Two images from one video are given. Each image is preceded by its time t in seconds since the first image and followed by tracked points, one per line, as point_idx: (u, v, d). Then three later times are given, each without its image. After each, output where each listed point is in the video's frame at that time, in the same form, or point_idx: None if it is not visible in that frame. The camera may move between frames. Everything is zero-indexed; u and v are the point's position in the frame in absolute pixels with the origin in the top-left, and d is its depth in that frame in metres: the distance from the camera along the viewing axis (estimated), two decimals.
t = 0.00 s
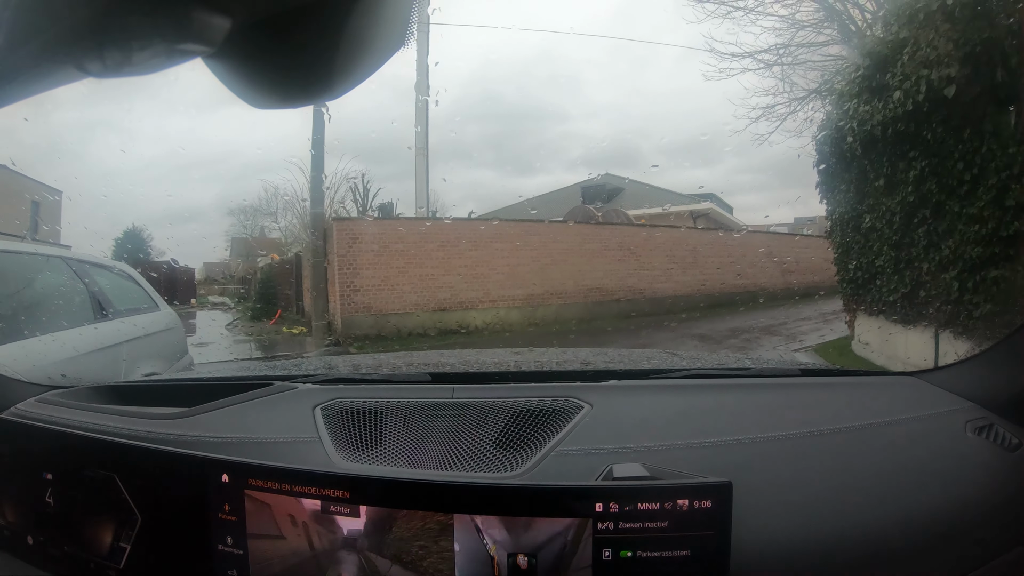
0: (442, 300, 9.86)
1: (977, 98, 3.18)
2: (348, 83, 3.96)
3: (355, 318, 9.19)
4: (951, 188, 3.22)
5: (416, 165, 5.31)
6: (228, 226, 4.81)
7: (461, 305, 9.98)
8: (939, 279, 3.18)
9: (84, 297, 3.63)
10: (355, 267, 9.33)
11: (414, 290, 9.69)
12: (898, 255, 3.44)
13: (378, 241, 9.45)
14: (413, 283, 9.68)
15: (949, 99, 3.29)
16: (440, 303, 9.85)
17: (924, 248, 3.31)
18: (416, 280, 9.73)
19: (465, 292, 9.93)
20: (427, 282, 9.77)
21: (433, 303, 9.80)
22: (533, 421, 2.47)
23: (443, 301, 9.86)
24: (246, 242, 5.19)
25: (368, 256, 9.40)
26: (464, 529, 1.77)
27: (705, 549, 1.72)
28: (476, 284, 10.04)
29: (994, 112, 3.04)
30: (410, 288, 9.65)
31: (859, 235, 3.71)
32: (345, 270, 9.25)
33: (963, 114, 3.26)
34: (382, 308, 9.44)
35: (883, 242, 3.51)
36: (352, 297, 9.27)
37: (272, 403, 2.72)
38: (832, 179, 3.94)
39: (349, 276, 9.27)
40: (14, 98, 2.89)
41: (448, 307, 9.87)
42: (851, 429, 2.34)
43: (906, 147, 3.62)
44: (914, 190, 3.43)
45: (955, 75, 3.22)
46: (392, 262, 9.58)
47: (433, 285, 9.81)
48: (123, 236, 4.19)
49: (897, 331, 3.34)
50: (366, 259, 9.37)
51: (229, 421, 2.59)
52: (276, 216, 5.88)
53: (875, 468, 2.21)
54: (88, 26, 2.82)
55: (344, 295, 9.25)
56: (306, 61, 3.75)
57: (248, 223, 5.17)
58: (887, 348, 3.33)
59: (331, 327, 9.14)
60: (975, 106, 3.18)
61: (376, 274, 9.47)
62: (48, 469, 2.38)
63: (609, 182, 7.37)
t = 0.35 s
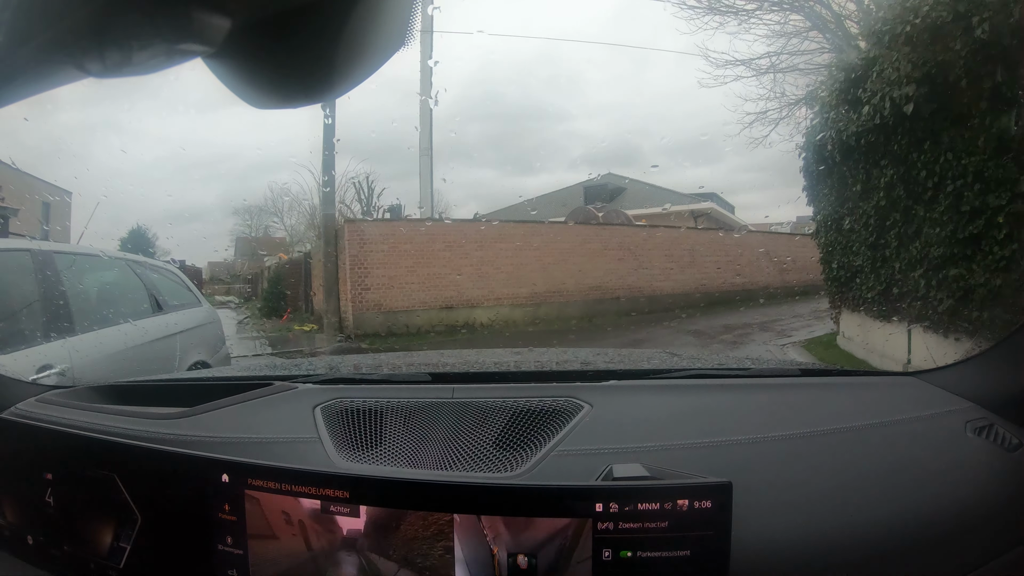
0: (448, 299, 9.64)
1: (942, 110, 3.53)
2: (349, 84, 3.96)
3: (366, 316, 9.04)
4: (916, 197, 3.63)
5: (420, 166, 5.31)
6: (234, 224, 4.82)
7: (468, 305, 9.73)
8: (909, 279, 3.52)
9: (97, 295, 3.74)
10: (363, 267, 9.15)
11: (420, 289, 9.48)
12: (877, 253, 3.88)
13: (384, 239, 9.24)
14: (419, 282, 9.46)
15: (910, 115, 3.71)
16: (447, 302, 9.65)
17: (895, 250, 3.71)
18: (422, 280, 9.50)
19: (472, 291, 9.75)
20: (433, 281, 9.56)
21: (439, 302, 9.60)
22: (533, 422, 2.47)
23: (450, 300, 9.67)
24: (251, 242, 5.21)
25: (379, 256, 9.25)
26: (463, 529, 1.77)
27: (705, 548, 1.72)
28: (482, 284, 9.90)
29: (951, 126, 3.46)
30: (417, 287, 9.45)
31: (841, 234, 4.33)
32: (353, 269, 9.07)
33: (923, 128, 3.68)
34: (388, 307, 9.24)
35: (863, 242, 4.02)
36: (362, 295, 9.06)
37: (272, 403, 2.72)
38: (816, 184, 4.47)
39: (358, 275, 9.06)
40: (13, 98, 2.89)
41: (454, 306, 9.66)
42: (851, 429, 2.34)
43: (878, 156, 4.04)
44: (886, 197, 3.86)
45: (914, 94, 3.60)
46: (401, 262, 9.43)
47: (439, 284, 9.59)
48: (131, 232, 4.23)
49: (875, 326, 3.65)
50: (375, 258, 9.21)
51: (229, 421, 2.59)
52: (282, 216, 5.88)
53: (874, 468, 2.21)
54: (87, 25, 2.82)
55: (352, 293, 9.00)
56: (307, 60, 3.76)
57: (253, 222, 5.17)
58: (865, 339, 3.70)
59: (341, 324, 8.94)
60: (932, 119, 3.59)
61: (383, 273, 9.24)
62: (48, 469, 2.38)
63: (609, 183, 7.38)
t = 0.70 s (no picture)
0: (456, 298, 9.97)
1: (905, 127, 3.71)
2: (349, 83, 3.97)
3: (378, 314, 9.33)
4: (890, 200, 3.60)
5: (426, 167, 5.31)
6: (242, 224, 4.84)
7: (475, 304, 10.06)
8: (887, 276, 3.47)
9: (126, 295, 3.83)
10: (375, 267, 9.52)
11: (429, 288, 9.81)
12: (858, 253, 3.79)
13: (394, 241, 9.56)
14: (429, 282, 9.82)
15: (879, 131, 3.81)
16: (455, 300, 10.00)
17: (873, 250, 3.65)
18: (431, 279, 9.83)
19: (479, 289, 10.02)
20: (443, 281, 9.91)
21: (448, 300, 9.95)
22: (533, 421, 2.47)
23: (458, 300, 10.00)
24: (257, 242, 5.23)
25: (389, 257, 9.57)
26: (464, 529, 1.77)
27: (706, 548, 1.72)
28: (489, 284, 10.13)
29: (915, 140, 3.60)
30: (426, 286, 9.78)
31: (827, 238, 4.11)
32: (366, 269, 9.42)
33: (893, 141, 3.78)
34: (401, 305, 9.60)
35: (844, 243, 3.90)
36: (373, 295, 9.43)
37: (272, 403, 2.72)
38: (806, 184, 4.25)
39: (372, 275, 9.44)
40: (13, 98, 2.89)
41: (462, 304, 10.01)
42: (850, 429, 2.34)
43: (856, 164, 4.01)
44: (863, 201, 3.76)
45: (880, 111, 3.75)
46: (411, 262, 9.74)
47: (447, 284, 9.92)
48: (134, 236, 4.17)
49: (859, 322, 3.70)
50: (386, 258, 9.53)
51: (229, 421, 2.59)
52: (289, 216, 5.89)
53: (873, 467, 2.21)
54: (88, 25, 2.82)
55: (366, 292, 9.37)
56: (308, 61, 3.76)
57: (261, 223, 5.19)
58: (850, 334, 3.73)
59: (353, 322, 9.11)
60: (898, 135, 3.73)
61: (395, 273, 9.55)
62: (48, 469, 2.38)
63: (610, 183, 7.39)
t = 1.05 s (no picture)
0: (465, 295, 10.36)
1: (878, 136, 3.79)
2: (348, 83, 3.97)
3: (388, 311, 9.36)
4: (868, 206, 3.72)
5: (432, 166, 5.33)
6: (245, 224, 4.85)
7: (482, 299, 10.42)
8: (867, 277, 3.60)
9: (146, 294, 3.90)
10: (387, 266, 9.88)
11: (441, 285, 10.25)
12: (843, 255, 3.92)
13: (409, 244, 10.04)
14: (441, 279, 10.28)
15: (853, 142, 3.95)
16: (463, 297, 10.34)
17: (853, 251, 3.81)
18: (443, 277, 10.33)
19: (485, 287, 10.39)
20: (452, 278, 10.27)
21: (457, 297, 10.31)
22: (533, 421, 2.47)
23: (466, 297, 10.31)
24: (260, 242, 5.22)
25: (401, 257, 10.06)
26: (464, 529, 1.77)
27: (706, 548, 1.72)
28: (497, 282, 10.48)
29: (887, 150, 3.69)
30: (437, 284, 10.24)
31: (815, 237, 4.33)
32: (378, 269, 9.80)
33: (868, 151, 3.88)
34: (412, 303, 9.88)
35: (831, 244, 4.07)
36: (385, 294, 9.70)
37: (272, 404, 2.72)
38: (797, 188, 4.46)
39: (385, 275, 9.81)
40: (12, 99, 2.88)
41: (470, 302, 10.30)
42: (848, 429, 2.34)
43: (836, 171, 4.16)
44: (845, 206, 3.93)
45: (854, 125, 3.89)
46: (422, 262, 10.19)
47: (457, 281, 10.34)
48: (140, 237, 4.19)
49: (843, 318, 3.77)
50: (400, 259, 10.03)
51: (229, 422, 2.59)
52: (300, 215, 5.88)
53: (873, 467, 2.21)
54: (87, 27, 2.81)
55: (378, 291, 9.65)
56: (308, 61, 3.75)
57: (265, 223, 5.21)
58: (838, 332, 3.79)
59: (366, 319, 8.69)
60: (872, 145, 3.84)
61: (408, 273, 10.07)
62: (48, 469, 2.38)
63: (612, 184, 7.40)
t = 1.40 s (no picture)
0: (472, 292, 10.90)
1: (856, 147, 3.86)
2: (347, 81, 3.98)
3: (398, 307, 9.69)
4: (848, 211, 3.75)
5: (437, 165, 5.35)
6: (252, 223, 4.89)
7: (486, 297, 10.99)
8: (850, 277, 3.69)
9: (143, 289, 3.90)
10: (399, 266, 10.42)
11: (451, 284, 10.77)
12: (828, 256, 3.94)
13: (416, 245, 10.49)
14: (450, 279, 10.78)
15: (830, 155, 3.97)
16: (471, 295, 10.87)
17: (840, 253, 3.82)
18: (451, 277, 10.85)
19: (491, 286, 11.00)
20: (461, 278, 10.85)
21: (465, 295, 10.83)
22: (532, 422, 2.47)
23: (474, 295, 10.89)
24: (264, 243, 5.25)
25: (411, 257, 10.55)
26: (464, 529, 1.77)
27: (706, 548, 1.72)
28: (501, 281, 11.01)
29: (863, 161, 3.79)
30: (447, 284, 10.77)
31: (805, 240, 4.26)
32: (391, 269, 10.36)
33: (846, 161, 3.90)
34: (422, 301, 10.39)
35: (816, 246, 4.03)
36: (395, 292, 10.11)
37: (272, 404, 2.73)
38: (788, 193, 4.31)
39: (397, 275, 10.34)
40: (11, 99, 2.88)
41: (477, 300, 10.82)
42: (848, 429, 2.34)
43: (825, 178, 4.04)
44: (829, 212, 3.89)
45: (832, 137, 3.89)
46: (431, 262, 10.77)
47: (465, 281, 10.88)
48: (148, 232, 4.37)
49: (831, 315, 3.84)
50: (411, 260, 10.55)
51: (229, 422, 2.59)
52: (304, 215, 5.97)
53: (872, 467, 2.21)
54: (87, 27, 2.81)
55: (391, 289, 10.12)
56: (306, 59, 3.76)
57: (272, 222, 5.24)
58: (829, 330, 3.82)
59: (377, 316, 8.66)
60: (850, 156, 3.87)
61: (420, 273, 10.62)
62: (48, 469, 2.38)
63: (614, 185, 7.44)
